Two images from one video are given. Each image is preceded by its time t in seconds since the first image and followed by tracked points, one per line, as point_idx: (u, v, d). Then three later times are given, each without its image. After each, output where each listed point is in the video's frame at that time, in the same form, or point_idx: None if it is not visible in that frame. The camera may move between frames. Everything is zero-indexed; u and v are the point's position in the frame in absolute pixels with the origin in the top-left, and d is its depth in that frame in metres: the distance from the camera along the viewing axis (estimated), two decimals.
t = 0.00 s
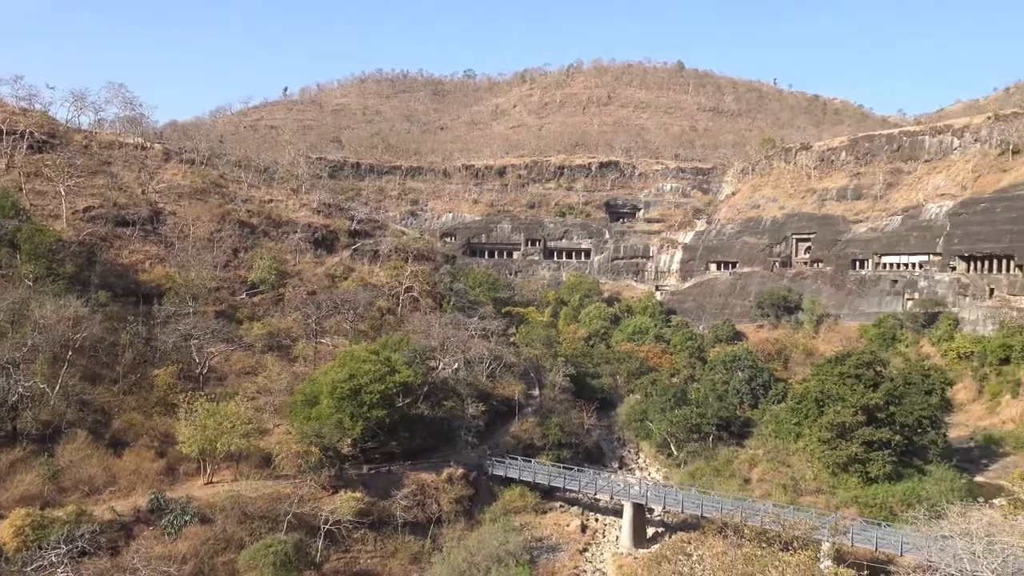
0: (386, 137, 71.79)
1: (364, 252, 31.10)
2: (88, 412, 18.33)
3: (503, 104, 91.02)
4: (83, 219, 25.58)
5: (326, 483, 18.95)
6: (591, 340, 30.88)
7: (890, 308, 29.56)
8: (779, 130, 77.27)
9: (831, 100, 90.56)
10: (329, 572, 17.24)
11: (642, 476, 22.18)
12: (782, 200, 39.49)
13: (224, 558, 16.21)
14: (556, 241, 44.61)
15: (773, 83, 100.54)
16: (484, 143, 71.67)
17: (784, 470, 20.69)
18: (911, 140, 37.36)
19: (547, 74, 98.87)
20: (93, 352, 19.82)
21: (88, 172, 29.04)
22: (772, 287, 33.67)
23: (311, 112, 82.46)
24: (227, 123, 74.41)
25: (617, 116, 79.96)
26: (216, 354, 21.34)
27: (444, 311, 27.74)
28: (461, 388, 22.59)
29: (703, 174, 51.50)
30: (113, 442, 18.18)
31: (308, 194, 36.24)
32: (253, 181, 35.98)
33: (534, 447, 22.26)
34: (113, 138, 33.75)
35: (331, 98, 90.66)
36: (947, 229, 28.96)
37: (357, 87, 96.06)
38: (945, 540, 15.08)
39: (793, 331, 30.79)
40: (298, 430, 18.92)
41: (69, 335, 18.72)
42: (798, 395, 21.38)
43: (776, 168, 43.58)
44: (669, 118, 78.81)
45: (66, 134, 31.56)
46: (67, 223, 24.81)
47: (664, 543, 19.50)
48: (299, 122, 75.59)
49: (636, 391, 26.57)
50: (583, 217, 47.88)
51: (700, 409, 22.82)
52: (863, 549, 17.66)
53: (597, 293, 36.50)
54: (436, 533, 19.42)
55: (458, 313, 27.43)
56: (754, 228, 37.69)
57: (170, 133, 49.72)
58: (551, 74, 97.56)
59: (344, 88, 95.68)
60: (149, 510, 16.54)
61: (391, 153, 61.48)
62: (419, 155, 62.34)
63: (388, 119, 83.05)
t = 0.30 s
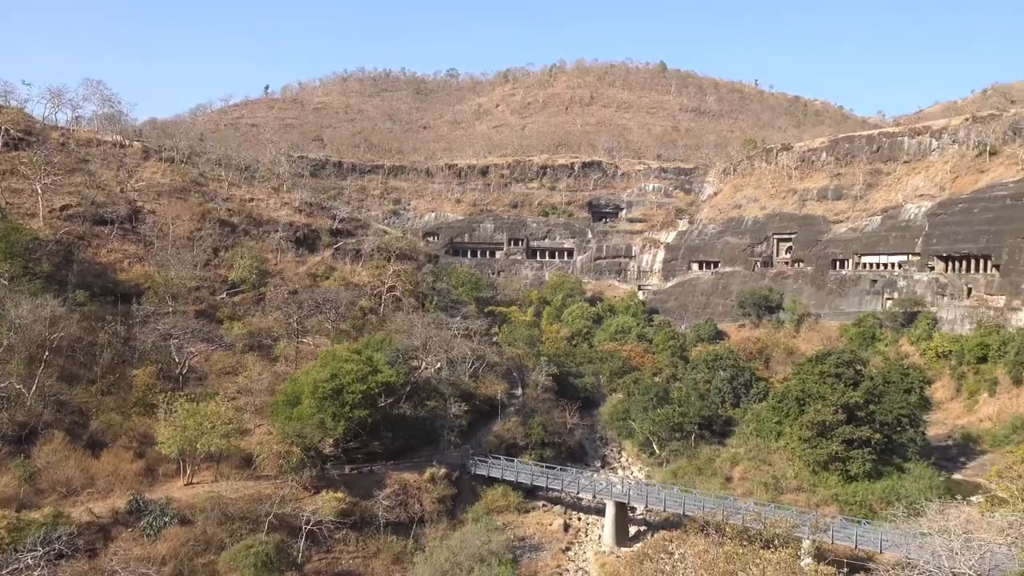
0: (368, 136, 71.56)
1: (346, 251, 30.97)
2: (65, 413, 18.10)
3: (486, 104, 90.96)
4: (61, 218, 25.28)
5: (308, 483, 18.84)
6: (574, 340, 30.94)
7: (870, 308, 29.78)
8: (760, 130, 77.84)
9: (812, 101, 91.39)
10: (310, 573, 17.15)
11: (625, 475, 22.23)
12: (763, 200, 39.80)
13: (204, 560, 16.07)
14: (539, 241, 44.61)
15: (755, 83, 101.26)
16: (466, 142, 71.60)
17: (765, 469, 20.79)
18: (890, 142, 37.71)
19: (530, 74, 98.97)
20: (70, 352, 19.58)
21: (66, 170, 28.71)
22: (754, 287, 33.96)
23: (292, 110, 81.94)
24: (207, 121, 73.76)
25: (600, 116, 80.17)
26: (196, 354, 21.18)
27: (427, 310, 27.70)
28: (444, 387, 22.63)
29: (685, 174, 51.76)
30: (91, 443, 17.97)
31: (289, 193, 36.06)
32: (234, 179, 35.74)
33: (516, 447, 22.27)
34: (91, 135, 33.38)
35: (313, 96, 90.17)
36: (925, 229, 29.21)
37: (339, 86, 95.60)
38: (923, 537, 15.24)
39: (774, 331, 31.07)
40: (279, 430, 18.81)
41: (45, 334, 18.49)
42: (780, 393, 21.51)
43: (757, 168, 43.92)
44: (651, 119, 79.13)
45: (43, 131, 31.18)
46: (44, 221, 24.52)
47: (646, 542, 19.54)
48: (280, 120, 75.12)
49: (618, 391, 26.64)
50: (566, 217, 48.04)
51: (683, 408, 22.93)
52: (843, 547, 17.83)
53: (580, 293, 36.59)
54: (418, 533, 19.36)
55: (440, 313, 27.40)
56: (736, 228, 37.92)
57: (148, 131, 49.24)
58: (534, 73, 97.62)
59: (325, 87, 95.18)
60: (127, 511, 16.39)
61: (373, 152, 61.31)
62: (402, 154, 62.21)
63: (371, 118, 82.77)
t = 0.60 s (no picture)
0: (351, 135, 71.34)
1: (329, 250, 30.85)
2: (44, 414, 17.90)
3: (470, 103, 90.88)
4: (39, 216, 25.01)
5: (290, 484, 18.74)
6: (558, 339, 30.98)
7: (851, 307, 29.96)
8: (743, 130, 78.28)
9: (794, 102, 92.13)
10: (293, 573, 17.08)
11: (608, 473, 22.27)
12: (745, 200, 39.99)
13: (186, 561, 15.96)
14: (523, 240, 44.64)
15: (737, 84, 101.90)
16: (450, 141, 71.56)
17: (747, 467, 20.90)
18: (871, 142, 38.04)
19: (514, 73, 99.04)
20: (49, 352, 19.38)
21: (44, 168, 28.42)
22: (736, 286, 34.16)
23: (275, 108, 81.49)
24: (188, 119, 73.17)
25: (584, 116, 80.34)
26: (177, 354, 21.04)
27: (410, 309, 27.66)
28: (427, 387, 22.61)
29: (669, 174, 51.99)
30: (70, 444, 17.78)
31: (272, 191, 35.90)
32: (215, 178, 35.51)
33: (500, 446, 22.27)
34: (70, 133, 33.05)
35: (295, 94, 89.71)
36: (906, 229, 29.42)
37: (322, 84, 95.16)
38: (903, 534, 15.37)
39: (756, 330, 31.30)
40: (261, 430, 18.71)
41: (23, 334, 18.29)
42: (762, 392, 21.64)
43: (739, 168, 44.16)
44: (634, 118, 79.36)
45: (21, 128, 30.83)
46: (22, 219, 24.25)
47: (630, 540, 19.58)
48: (262, 118, 74.67)
49: (602, 390, 26.69)
50: (550, 216, 48.11)
51: (666, 407, 23.01)
52: (825, 544, 17.96)
53: (563, 292, 36.63)
54: (402, 533, 19.30)
55: (424, 312, 27.37)
56: (719, 227, 38.11)
57: (128, 128, 48.83)
58: (518, 72, 97.65)
59: (308, 85, 94.71)
60: (107, 513, 16.25)
61: (357, 151, 61.13)
62: (385, 153, 62.09)
63: (354, 117, 82.49)
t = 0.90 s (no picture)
0: (335, 133, 71.06)
1: (312, 249, 30.75)
2: (23, 414, 17.73)
3: (455, 101, 90.75)
4: (18, 214, 24.75)
5: (273, 484, 18.67)
6: (542, 338, 31.04)
7: (833, 306, 30.26)
8: (726, 130, 78.62)
9: (777, 102, 92.80)
10: (276, 573, 17.01)
11: (592, 472, 22.33)
12: (729, 199, 40.19)
13: (167, 562, 15.86)
14: (507, 239, 44.68)
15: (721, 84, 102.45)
16: (435, 140, 71.48)
17: (730, 465, 21.01)
18: (853, 142, 38.34)
19: (499, 72, 99.01)
20: (28, 352, 19.21)
21: (23, 165, 28.14)
22: (720, 285, 34.38)
23: (258, 106, 80.98)
24: (170, 117, 72.56)
25: (568, 115, 80.47)
26: (159, 353, 20.91)
27: (394, 308, 27.64)
28: (411, 386, 22.63)
29: (653, 173, 52.21)
30: (50, 444, 17.62)
31: (255, 190, 35.72)
32: (197, 176, 35.28)
33: (484, 445, 22.27)
34: (49, 130, 32.74)
35: (279, 92, 89.19)
36: (887, 229, 29.64)
37: (305, 82, 94.65)
38: (884, 531, 15.50)
39: (739, 328, 31.54)
40: (244, 430, 18.61)
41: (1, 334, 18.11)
42: (745, 391, 21.77)
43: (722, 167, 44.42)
44: (619, 118, 79.54)
45: None
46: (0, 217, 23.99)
47: (613, 539, 19.62)
48: (245, 117, 74.17)
49: (585, 389, 26.78)
50: (534, 215, 48.19)
51: (649, 405, 23.09)
52: (807, 541, 18.08)
53: (547, 291, 36.67)
54: (385, 533, 19.26)
55: (408, 311, 27.35)
56: (702, 227, 38.32)
57: (110, 125, 48.40)
58: (502, 71, 97.66)
59: (291, 83, 94.21)
60: (88, 513, 16.13)
61: (340, 150, 60.91)
62: (370, 151, 61.90)
63: (338, 115, 82.15)
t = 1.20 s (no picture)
0: (318, 131, 70.83)
1: (295, 247, 30.64)
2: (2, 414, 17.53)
3: (439, 100, 90.65)
4: None
5: (256, 483, 18.59)
6: (526, 337, 31.12)
7: (814, 305, 30.54)
8: (709, 130, 79.05)
9: (759, 101, 93.44)
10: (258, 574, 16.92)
11: (576, 471, 22.39)
12: (712, 198, 40.29)
13: (148, 563, 15.74)
14: (490, 238, 44.61)
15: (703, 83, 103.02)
16: (418, 138, 71.39)
17: (712, 463, 21.13)
18: (834, 142, 38.71)
19: (482, 70, 98.98)
20: (7, 351, 18.99)
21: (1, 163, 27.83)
22: (703, 284, 34.67)
23: (240, 104, 80.46)
24: (151, 114, 71.93)
25: (551, 114, 80.59)
26: (140, 352, 20.76)
27: (378, 307, 27.61)
28: (395, 385, 22.69)
29: (636, 173, 52.44)
30: (29, 444, 17.43)
31: (237, 188, 35.54)
32: (179, 173, 35.05)
33: (468, 444, 22.30)
34: (28, 127, 32.40)
35: (261, 90, 88.69)
36: (867, 229, 29.92)
37: (288, 80, 94.15)
38: (863, 528, 15.67)
39: (722, 327, 31.78)
40: (226, 429, 18.50)
41: None
42: (727, 389, 21.96)
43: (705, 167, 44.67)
44: (602, 117, 79.78)
45: None
46: None
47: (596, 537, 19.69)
48: (227, 114, 73.69)
49: (569, 387, 26.86)
50: (518, 214, 48.29)
51: (632, 404, 23.20)
52: (788, 538, 18.23)
53: (531, 290, 36.73)
54: (369, 532, 19.19)
55: (391, 310, 27.33)
56: (685, 226, 38.54)
57: (90, 123, 47.92)
58: (486, 70, 97.62)
59: (274, 81, 93.70)
60: (67, 514, 15.98)
61: (324, 148, 60.72)
62: (353, 149, 61.75)
63: (321, 113, 81.81)
